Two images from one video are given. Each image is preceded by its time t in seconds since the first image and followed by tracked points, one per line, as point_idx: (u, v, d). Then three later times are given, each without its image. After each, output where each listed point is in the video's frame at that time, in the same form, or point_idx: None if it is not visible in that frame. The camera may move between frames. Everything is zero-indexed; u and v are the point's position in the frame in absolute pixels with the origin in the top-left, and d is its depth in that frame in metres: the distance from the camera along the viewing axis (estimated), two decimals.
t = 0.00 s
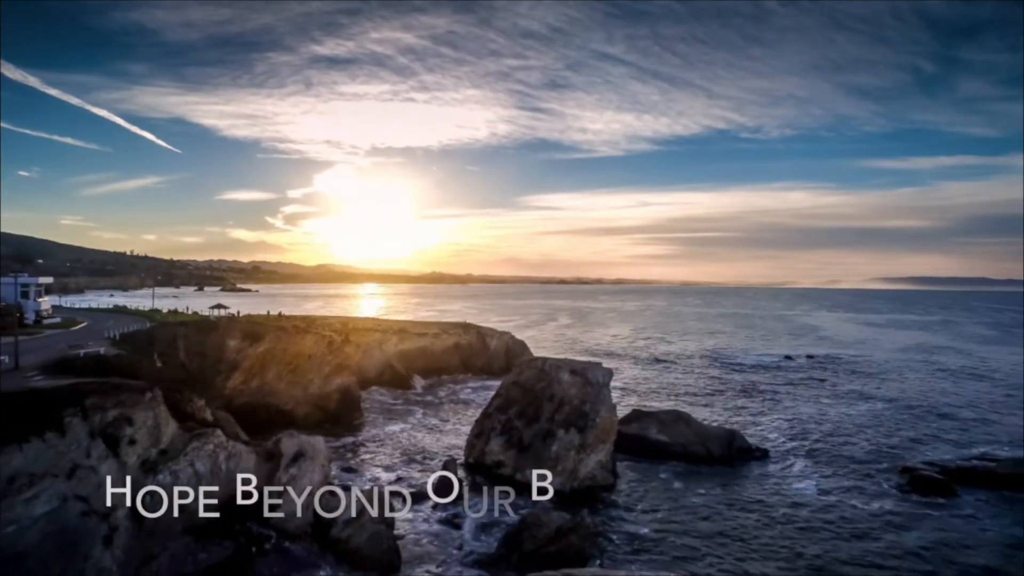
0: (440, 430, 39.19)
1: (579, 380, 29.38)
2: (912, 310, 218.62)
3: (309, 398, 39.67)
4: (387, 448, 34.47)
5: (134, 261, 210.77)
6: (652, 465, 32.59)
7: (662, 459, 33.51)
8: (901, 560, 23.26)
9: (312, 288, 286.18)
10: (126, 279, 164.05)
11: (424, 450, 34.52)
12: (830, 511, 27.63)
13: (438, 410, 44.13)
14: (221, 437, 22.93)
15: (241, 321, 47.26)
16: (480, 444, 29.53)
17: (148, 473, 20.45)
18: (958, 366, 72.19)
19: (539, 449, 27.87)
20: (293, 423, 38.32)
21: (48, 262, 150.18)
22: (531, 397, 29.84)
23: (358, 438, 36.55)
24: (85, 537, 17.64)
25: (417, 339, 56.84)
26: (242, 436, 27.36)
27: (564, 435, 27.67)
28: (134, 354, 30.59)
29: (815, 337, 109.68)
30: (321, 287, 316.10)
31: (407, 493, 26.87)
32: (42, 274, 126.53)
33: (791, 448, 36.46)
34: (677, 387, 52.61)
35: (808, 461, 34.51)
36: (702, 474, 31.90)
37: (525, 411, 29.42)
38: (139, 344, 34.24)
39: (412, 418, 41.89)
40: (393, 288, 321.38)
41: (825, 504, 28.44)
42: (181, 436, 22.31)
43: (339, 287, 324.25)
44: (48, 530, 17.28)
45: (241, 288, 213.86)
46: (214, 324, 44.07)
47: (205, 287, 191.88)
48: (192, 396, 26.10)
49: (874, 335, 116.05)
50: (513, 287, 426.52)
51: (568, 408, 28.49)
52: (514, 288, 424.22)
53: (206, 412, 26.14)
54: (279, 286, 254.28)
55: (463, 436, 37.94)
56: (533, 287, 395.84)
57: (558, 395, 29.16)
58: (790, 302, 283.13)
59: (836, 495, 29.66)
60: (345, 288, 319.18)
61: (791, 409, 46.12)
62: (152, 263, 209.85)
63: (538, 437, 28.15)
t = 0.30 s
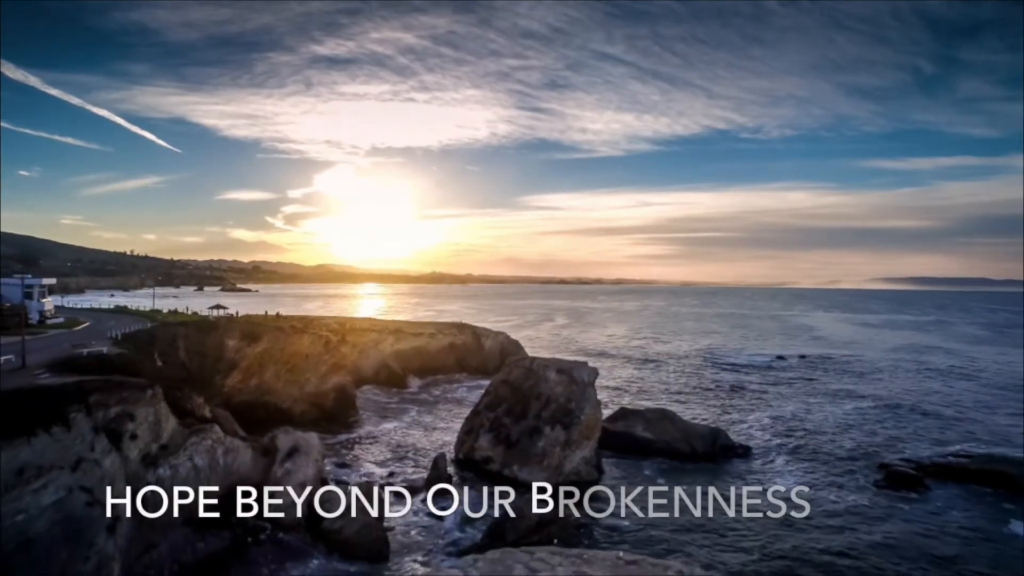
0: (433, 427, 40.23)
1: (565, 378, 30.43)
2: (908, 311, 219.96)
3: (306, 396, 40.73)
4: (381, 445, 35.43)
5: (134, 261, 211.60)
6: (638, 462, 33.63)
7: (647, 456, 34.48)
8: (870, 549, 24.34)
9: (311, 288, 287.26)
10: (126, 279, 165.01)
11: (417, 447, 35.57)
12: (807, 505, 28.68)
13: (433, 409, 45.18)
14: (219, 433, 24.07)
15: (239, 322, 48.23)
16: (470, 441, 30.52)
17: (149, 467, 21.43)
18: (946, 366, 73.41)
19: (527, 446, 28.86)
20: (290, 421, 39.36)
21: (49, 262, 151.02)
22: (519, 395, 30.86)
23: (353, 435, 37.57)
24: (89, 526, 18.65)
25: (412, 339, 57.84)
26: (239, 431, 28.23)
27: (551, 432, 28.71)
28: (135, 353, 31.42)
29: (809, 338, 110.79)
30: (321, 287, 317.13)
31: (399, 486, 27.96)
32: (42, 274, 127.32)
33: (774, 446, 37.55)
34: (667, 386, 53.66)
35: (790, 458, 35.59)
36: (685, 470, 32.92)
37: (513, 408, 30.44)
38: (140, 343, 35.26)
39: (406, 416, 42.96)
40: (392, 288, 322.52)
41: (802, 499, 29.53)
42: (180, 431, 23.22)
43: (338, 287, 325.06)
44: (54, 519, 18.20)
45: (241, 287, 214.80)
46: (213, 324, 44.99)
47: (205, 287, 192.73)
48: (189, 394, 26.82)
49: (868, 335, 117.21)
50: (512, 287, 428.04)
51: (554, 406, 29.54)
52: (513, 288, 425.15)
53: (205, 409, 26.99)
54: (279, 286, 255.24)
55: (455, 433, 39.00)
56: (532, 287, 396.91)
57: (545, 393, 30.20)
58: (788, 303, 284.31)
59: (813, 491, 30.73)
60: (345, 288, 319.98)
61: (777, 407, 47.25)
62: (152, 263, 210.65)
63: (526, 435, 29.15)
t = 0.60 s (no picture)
0: (426, 426, 41.23)
1: (552, 377, 31.43)
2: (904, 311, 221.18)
3: (304, 395, 41.71)
4: (376, 442, 36.39)
5: (135, 261, 212.49)
6: (624, 459, 34.62)
7: (634, 453, 35.45)
8: (842, 541, 25.27)
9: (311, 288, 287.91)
10: (126, 279, 165.95)
11: (410, 444, 36.55)
12: (785, 500, 29.67)
13: (426, 407, 46.18)
14: (216, 429, 25.06)
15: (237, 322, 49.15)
16: (460, 438, 31.53)
17: (149, 462, 22.48)
18: (935, 365, 74.52)
19: (514, 443, 29.88)
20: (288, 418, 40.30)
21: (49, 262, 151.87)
22: (508, 394, 31.87)
23: (348, 433, 38.54)
24: (92, 515, 19.59)
25: (408, 339, 58.85)
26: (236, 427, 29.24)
27: (537, 429, 29.72)
28: (137, 353, 32.35)
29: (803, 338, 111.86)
30: (321, 287, 318.28)
31: (392, 482, 28.92)
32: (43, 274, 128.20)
33: (758, 443, 38.55)
34: (658, 385, 54.62)
35: (772, 455, 36.59)
36: (670, 467, 33.91)
37: (501, 406, 31.47)
38: (141, 343, 36.18)
39: (401, 415, 43.95)
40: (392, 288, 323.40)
41: (781, 493, 30.52)
42: (179, 427, 24.24)
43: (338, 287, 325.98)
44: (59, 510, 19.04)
45: (241, 287, 215.76)
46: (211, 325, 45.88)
47: (205, 287, 193.65)
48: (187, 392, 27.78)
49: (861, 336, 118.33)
50: (511, 287, 429.06)
51: (541, 404, 30.53)
52: (512, 288, 426.12)
53: (203, 405, 27.97)
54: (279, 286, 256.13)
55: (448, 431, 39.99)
56: (531, 287, 397.93)
57: (533, 391, 31.20)
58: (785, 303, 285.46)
59: (792, 487, 31.74)
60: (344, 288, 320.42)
61: (764, 406, 48.29)
62: (152, 263, 211.50)
63: (513, 432, 30.16)
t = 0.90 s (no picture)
0: (420, 424, 42.09)
1: (541, 376, 32.28)
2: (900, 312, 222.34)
3: (299, 394, 42.41)
4: (370, 440, 37.27)
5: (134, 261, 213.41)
6: (613, 456, 35.47)
7: (622, 451, 36.30)
8: (816, 534, 26.19)
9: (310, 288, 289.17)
10: (126, 279, 166.83)
11: (404, 442, 37.38)
12: (767, 495, 30.52)
13: (421, 406, 47.05)
14: (213, 427, 25.97)
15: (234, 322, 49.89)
16: (451, 435, 32.37)
17: (148, 457, 23.36)
18: (925, 365, 75.54)
19: (503, 440, 30.77)
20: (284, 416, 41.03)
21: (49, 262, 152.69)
22: (497, 392, 32.75)
23: (343, 431, 39.40)
24: (92, 508, 20.21)
25: (403, 339, 59.64)
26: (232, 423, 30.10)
27: (526, 427, 30.62)
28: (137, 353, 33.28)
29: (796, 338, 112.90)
30: (320, 287, 319.01)
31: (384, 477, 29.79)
32: (43, 274, 129.05)
33: (745, 441, 39.41)
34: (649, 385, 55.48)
35: (758, 453, 37.44)
36: (656, 464, 34.77)
37: (491, 405, 32.37)
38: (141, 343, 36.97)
39: (395, 413, 44.81)
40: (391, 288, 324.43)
41: (763, 490, 31.38)
42: (177, 425, 25.15)
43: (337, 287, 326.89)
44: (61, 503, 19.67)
45: (240, 287, 216.74)
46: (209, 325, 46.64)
47: (204, 287, 194.55)
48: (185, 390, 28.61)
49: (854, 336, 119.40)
50: (510, 288, 430.31)
51: (530, 403, 31.41)
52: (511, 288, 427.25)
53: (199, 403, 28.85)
54: (278, 285, 257.15)
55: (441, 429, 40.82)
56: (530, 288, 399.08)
57: (522, 390, 32.07)
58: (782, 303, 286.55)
59: (775, 483, 32.60)
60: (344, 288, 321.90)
61: (752, 405, 49.17)
62: (152, 263, 212.42)
63: (502, 430, 31.06)
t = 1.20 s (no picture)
0: (413, 422, 42.97)
1: (529, 375, 33.32)
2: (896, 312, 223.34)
3: (295, 392, 43.12)
4: (363, 437, 38.19)
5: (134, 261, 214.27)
6: (600, 453, 36.38)
7: (609, 448, 37.22)
8: (790, 526, 27.14)
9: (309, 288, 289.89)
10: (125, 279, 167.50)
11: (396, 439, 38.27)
12: (747, 491, 31.44)
13: (414, 405, 47.92)
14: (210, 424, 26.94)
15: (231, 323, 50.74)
16: (440, 433, 33.32)
17: (146, 452, 24.35)
18: (914, 365, 76.48)
19: (491, 437, 31.74)
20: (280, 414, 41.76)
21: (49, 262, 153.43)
22: (486, 391, 33.75)
23: (337, 428, 40.30)
24: (93, 500, 20.97)
25: (398, 339, 60.46)
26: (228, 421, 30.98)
27: (513, 424, 31.62)
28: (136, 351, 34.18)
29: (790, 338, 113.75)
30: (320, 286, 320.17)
31: (375, 473, 30.73)
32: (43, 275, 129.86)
33: (730, 439, 40.32)
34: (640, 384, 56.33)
35: (742, 451, 38.36)
36: (642, 460, 35.68)
37: (481, 404, 33.36)
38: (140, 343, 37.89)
39: (389, 412, 45.69)
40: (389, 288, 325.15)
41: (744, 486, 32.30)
42: (173, 422, 26.10)
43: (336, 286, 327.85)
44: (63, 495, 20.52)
45: (239, 287, 217.54)
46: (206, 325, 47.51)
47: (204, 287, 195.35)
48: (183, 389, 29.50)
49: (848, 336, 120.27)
50: (508, 288, 431.10)
51: (517, 401, 32.44)
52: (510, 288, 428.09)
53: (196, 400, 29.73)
54: (277, 286, 258.00)
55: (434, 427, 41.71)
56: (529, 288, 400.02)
57: (511, 389, 33.09)
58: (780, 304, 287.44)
59: (756, 479, 33.54)
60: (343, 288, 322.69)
61: (740, 404, 50.08)
62: (151, 263, 213.08)
63: (490, 427, 32.04)
